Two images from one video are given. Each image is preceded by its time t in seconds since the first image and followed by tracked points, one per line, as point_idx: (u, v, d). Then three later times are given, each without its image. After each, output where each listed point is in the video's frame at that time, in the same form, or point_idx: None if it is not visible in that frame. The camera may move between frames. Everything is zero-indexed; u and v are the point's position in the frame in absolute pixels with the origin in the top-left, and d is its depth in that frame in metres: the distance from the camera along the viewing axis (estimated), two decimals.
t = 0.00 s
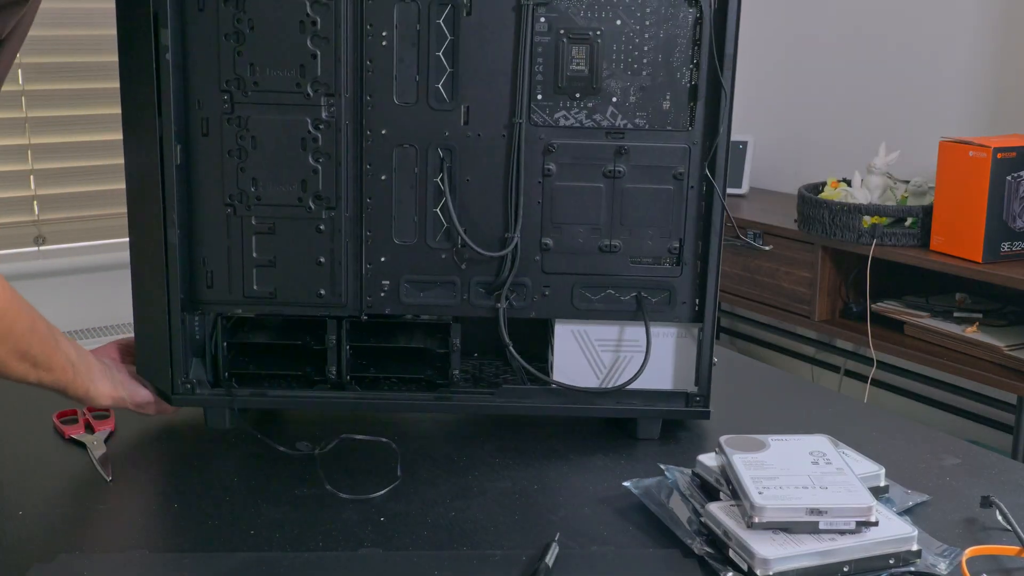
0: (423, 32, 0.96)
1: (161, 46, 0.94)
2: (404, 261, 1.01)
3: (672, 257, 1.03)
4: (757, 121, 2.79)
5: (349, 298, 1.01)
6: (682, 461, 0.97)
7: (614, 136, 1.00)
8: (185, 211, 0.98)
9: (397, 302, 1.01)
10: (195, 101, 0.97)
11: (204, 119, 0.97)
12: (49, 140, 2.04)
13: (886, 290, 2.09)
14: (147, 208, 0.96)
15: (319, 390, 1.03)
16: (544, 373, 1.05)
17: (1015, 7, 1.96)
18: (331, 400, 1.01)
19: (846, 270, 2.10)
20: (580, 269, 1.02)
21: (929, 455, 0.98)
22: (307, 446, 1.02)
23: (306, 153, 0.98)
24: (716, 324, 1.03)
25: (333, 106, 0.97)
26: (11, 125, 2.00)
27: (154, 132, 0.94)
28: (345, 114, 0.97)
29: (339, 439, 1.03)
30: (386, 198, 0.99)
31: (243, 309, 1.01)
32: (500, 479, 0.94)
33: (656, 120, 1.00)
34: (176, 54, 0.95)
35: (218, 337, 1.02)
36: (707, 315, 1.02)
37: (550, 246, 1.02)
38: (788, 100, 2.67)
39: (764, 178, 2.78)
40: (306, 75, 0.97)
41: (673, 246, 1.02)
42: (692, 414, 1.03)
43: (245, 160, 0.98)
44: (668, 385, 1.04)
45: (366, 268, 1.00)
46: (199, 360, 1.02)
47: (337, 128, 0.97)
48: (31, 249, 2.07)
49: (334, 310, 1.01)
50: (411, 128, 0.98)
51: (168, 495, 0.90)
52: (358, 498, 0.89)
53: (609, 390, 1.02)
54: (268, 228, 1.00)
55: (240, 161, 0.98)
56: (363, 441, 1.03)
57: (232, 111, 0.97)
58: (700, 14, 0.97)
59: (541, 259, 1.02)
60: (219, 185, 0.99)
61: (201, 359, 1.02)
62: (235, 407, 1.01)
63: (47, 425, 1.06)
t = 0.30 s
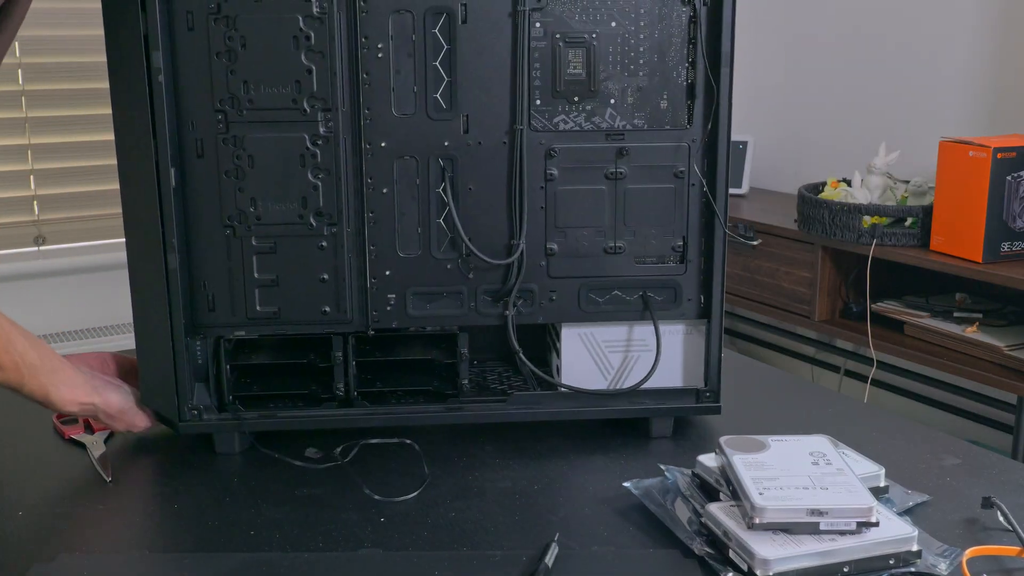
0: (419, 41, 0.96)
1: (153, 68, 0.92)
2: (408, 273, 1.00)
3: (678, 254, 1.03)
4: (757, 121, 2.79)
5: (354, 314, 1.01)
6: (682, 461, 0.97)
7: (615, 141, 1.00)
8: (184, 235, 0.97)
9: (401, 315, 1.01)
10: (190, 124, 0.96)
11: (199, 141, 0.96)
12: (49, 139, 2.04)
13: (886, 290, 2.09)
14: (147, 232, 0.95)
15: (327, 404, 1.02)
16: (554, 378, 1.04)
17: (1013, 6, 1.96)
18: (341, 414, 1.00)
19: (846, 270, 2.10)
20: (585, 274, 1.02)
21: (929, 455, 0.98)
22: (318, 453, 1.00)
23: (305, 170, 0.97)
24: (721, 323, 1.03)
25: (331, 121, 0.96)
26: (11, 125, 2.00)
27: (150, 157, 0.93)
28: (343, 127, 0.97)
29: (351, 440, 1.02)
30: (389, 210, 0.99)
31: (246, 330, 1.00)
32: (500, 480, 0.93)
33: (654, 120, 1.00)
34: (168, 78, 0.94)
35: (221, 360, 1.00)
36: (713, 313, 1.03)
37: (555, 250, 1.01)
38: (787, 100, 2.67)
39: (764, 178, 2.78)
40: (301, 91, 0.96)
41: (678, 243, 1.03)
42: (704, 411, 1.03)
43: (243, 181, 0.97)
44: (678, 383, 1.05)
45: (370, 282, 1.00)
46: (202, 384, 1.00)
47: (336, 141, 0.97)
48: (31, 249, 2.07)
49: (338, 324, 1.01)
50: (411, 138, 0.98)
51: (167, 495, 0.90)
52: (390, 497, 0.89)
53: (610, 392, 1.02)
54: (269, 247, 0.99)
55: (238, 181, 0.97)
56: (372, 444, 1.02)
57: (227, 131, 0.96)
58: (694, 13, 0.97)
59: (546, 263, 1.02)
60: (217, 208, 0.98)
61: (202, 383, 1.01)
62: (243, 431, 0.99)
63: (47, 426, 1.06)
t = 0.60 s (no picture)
0: (419, 41, 0.96)
1: (153, 69, 0.92)
2: (409, 274, 1.00)
3: (678, 255, 1.03)
4: (757, 121, 2.80)
5: (354, 314, 1.01)
6: (681, 461, 0.97)
7: (615, 141, 1.00)
8: (185, 236, 0.97)
9: (401, 315, 1.01)
10: (190, 125, 0.96)
11: (199, 141, 0.96)
12: (49, 139, 2.04)
13: (886, 290, 2.09)
14: (145, 233, 0.95)
15: (328, 404, 1.02)
16: (554, 379, 1.04)
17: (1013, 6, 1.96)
18: (342, 414, 1.00)
19: (846, 270, 2.10)
20: (585, 275, 1.02)
21: (929, 455, 0.98)
22: (319, 453, 1.00)
23: (305, 170, 0.98)
24: (721, 324, 1.03)
25: (331, 122, 0.96)
26: (11, 125, 2.00)
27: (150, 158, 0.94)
28: (343, 128, 0.97)
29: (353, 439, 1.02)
30: (389, 210, 0.99)
31: (246, 330, 1.00)
32: (500, 480, 0.93)
33: (655, 119, 1.00)
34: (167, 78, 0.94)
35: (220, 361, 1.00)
36: (712, 314, 1.03)
37: (555, 251, 1.02)
38: (787, 100, 2.67)
39: (765, 178, 2.78)
40: (301, 91, 0.96)
41: (677, 244, 1.03)
42: (705, 412, 1.03)
43: (243, 181, 0.97)
44: (677, 383, 1.05)
45: (370, 283, 1.00)
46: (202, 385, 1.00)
47: (336, 142, 0.97)
48: (31, 249, 2.07)
49: (339, 324, 1.01)
50: (411, 139, 0.98)
51: (167, 495, 0.90)
52: (390, 497, 0.89)
53: (611, 392, 1.02)
54: (269, 247, 0.99)
55: (238, 181, 0.97)
56: (371, 443, 1.02)
57: (227, 132, 0.96)
58: (694, 13, 0.97)
59: (546, 264, 1.02)
60: (217, 208, 0.98)
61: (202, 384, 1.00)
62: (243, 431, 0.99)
63: (47, 426, 1.06)
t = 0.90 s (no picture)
0: (419, 42, 0.96)
1: (153, 69, 0.92)
2: (409, 275, 1.00)
3: (678, 255, 1.03)
4: (757, 122, 2.80)
5: (355, 314, 1.01)
6: (681, 461, 0.97)
7: (615, 141, 1.00)
8: (185, 235, 0.97)
9: (400, 315, 1.01)
10: (189, 126, 0.96)
11: (199, 141, 0.96)
12: (49, 139, 2.04)
13: (886, 290, 2.09)
14: (144, 233, 0.96)
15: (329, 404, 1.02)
16: (554, 379, 1.04)
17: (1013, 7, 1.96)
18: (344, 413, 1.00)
19: (846, 270, 2.10)
20: (585, 275, 1.02)
21: (929, 455, 0.98)
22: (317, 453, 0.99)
23: (305, 170, 0.97)
24: (722, 324, 1.03)
25: (331, 122, 0.96)
26: (11, 125, 2.00)
27: (150, 158, 0.94)
28: (343, 128, 0.97)
29: (353, 436, 1.02)
30: (389, 211, 0.99)
31: (245, 331, 1.00)
32: (500, 480, 0.93)
33: (655, 119, 1.00)
34: (167, 79, 0.94)
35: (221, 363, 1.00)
36: (712, 314, 1.03)
37: (555, 251, 1.02)
38: (787, 101, 2.67)
39: (765, 179, 2.78)
40: (301, 91, 0.96)
41: (677, 244, 1.03)
42: (705, 412, 1.03)
43: (243, 181, 0.97)
44: (677, 383, 1.05)
45: (370, 283, 1.00)
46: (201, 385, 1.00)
47: (336, 142, 0.97)
48: (31, 249, 2.07)
49: (339, 323, 1.01)
50: (411, 139, 0.98)
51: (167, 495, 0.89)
52: (390, 497, 0.89)
53: (611, 392, 1.02)
54: (268, 247, 0.99)
55: (238, 182, 0.97)
56: (373, 444, 1.02)
57: (227, 132, 0.96)
58: (694, 14, 0.97)
59: (546, 264, 1.02)
60: (217, 208, 0.98)
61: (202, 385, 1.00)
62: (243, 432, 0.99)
63: (46, 426, 1.06)
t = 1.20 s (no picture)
0: (419, 42, 0.96)
1: (153, 69, 0.92)
2: (409, 275, 1.00)
3: (678, 255, 1.03)
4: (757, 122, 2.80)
5: (355, 315, 1.01)
6: (681, 461, 0.97)
7: (615, 141, 1.00)
8: (185, 235, 0.98)
9: (400, 315, 1.01)
10: (189, 126, 0.96)
11: (199, 141, 0.96)
12: (49, 139, 2.04)
13: (887, 290, 2.09)
14: (144, 233, 0.96)
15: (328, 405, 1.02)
16: (554, 379, 1.04)
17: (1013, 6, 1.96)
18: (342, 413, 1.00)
19: (846, 270, 2.10)
20: (585, 274, 1.02)
21: (929, 455, 0.98)
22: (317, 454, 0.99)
23: (305, 170, 0.97)
24: (722, 323, 1.03)
25: (331, 122, 0.96)
26: (11, 125, 2.00)
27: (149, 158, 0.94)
28: (343, 128, 0.97)
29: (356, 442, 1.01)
30: (389, 211, 0.99)
31: (245, 331, 1.00)
32: (500, 479, 0.93)
33: (655, 119, 1.00)
34: (167, 79, 0.94)
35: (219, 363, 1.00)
36: (712, 314, 1.03)
37: (555, 251, 1.02)
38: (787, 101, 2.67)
39: (765, 179, 2.78)
40: (301, 91, 0.96)
41: (677, 244, 1.03)
42: (705, 412, 1.03)
43: (243, 181, 0.97)
44: (677, 383, 1.05)
45: (370, 283, 1.00)
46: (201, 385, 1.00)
47: (336, 142, 0.97)
48: (31, 249, 2.07)
49: (339, 324, 1.01)
50: (411, 139, 0.98)
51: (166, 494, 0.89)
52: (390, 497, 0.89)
53: (611, 392, 1.02)
54: (268, 248, 0.99)
55: (238, 182, 0.97)
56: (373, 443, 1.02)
57: (227, 132, 0.96)
58: (694, 14, 0.97)
59: (546, 264, 1.02)
60: (217, 209, 0.98)
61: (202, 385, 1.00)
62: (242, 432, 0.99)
63: (46, 426, 1.06)
